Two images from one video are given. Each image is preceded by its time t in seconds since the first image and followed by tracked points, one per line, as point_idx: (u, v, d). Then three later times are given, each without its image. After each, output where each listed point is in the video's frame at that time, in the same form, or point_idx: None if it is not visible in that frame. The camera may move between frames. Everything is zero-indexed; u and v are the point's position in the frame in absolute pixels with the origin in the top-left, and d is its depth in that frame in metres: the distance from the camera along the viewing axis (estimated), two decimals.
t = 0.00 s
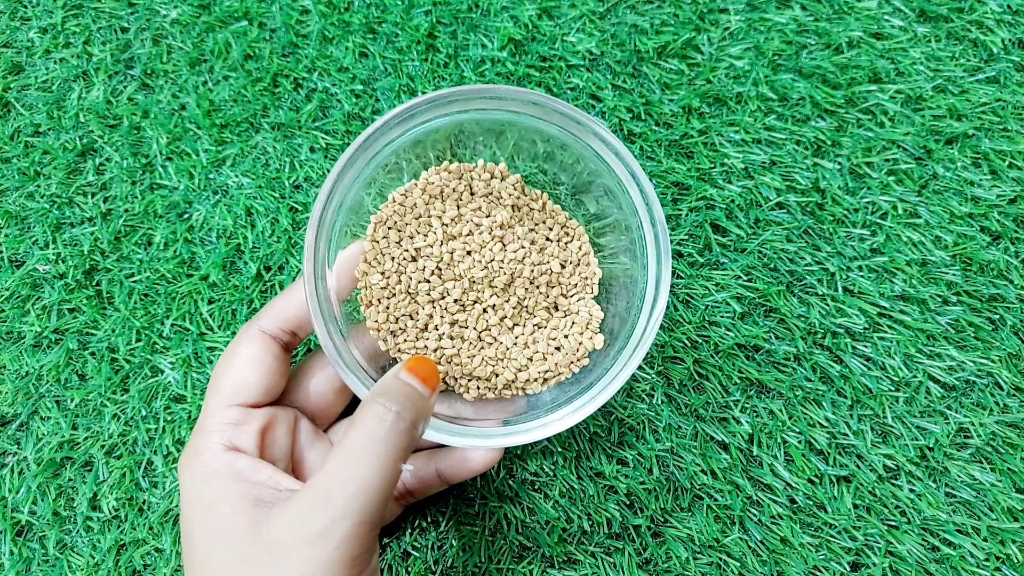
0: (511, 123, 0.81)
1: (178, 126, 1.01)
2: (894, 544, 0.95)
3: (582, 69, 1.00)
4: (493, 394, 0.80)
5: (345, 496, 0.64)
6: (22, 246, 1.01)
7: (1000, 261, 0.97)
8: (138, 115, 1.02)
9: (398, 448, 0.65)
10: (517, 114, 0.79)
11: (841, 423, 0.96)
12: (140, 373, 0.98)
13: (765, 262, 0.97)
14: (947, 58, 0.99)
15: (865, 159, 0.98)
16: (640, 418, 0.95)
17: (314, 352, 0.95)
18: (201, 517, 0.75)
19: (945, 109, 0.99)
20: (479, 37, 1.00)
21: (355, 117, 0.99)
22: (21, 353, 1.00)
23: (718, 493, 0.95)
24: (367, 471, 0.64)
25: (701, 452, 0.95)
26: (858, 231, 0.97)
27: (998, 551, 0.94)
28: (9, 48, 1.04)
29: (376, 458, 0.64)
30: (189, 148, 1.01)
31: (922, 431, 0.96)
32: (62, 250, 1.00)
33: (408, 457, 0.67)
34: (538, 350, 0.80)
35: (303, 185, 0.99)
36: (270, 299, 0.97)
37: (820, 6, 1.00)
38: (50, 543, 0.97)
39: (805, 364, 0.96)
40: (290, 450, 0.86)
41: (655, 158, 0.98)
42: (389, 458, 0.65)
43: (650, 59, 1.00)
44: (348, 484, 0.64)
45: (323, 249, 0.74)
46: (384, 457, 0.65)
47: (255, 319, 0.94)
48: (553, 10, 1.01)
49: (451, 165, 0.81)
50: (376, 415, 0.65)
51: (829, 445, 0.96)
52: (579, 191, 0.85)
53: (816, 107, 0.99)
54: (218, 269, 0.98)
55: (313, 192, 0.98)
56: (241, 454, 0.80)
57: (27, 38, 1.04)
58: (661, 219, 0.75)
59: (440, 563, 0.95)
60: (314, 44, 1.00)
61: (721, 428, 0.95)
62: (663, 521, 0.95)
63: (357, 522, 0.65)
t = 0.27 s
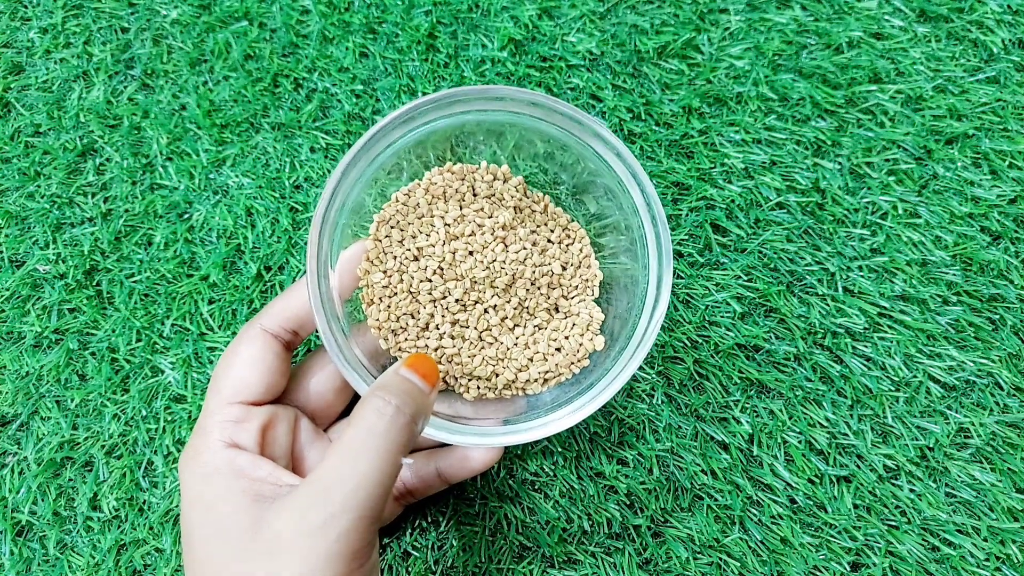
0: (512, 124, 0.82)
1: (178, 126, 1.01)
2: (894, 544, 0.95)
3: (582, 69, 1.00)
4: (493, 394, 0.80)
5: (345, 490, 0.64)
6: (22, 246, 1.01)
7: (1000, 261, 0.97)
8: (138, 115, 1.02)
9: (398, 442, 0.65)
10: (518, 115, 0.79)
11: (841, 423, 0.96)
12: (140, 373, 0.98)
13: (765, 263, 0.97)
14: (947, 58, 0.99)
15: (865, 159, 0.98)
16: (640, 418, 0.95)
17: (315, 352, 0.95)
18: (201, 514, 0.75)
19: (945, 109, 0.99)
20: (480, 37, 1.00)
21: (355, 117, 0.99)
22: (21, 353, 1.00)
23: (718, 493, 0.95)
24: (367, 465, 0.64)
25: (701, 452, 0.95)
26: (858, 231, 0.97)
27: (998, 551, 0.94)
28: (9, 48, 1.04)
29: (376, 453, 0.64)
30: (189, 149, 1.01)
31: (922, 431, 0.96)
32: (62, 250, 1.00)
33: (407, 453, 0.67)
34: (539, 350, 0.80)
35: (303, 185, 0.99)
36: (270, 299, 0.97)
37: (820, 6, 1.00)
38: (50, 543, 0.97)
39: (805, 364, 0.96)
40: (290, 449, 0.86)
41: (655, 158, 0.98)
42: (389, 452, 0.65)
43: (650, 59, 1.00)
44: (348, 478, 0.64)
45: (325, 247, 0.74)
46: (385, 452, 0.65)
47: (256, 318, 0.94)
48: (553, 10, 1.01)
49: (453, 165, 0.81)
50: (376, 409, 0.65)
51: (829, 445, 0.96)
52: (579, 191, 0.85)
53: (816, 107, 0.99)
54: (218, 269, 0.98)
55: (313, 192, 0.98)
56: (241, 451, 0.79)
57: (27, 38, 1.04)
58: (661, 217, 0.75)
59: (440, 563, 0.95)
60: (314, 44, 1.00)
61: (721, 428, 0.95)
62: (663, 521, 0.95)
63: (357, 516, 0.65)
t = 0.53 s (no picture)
0: (512, 125, 0.82)
1: (178, 126, 1.01)
2: (894, 544, 0.95)
3: (582, 68, 1.00)
4: (492, 394, 0.80)
5: (344, 485, 0.64)
6: (22, 246, 1.01)
7: (1000, 261, 0.97)
8: (138, 115, 1.02)
9: (398, 437, 0.65)
10: (518, 115, 0.80)
11: (841, 423, 0.96)
12: (140, 373, 0.98)
13: (765, 263, 0.97)
14: (947, 58, 0.99)
15: (865, 159, 0.98)
16: (640, 418, 0.95)
17: (314, 351, 0.95)
18: (201, 512, 0.75)
19: (945, 109, 0.99)
20: (480, 37, 1.00)
21: (355, 117, 0.99)
22: (21, 353, 1.00)
23: (718, 493, 0.95)
24: (367, 460, 0.64)
25: (701, 452, 0.95)
26: (858, 231, 0.97)
27: (998, 551, 0.94)
28: (9, 48, 1.04)
29: (375, 447, 0.64)
30: (189, 148, 1.01)
31: (922, 431, 0.96)
32: (62, 250, 1.00)
33: (407, 448, 0.67)
34: (539, 350, 0.80)
35: (303, 185, 0.99)
36: (270, 299, 0.97)
37: (820, 6, 1.00)
38: (50, 543, 0.97)
39: (805, 364, 0.96)
40: (291, 447, 0.86)
41: (655, 158, 0.98)
42: (389, 447, 0.65)
43: (650, 59, 1.00)
44: (347, 473, 0.64)
45: (326, 246, 0.74)
46: (384, 446, 0.65)
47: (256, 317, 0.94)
48: (553, 10, 1.01)
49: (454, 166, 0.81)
50: (376, 404, 0.65)
51: (829, 445, 0.96)
52: (580, 191, 0.85)
53: (816, 107, 0.99)
54: (218, 269, 0.98)
55: (313, 192, 0.98)
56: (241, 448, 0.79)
57: (27, 38, 1.04)
58: (660, 217, 0.75)
59: (440, 563, 0.95)
60: (314, 44, 1.00)
61: (721, 428, 0.95)
62: (663, 521, 0.95)
63: (357, 511, 0.65)
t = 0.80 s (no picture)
0: (511, 125, 0.82)
1: (178, 126, 1.01)
2: (894, 544, 0.95)
3: (582, 69, 1.00)
4: (492, 394, 0.80)
5: (345, 482, 0.65)
6: (22, 246, 1.01)
7: (1000, 261, 0.97)
8: (138, 115, 1.02)
9: (397, 435, 0.65)
10: (518, 115, 0.80)
11: (841, 423, 0.96)
12: (140, 373, 0.98)
13: (765, 263, 0.97)
14: (947, 58, 0.99)
15: (865, 159, 0.98)
16: (640, 418, 0.95)
17: (314, 351, 0.95)
18: (201, 512, 0.75)
19: (945, 109, 0.99)
20: (480, 37, 1.00)
21: (355, 117, 0.99)
22: (21, 353, 1.00)
23: (718, 493, 0.95)
24: (367, 457, 0.64)
25: (701, 452, 0.95)
26: (858, 231, 0.97)
27: (998, 551, 0.94)
28: (9, 48, 1.04)
29: (376, 445, 0.64)
30: (189, 148, 1.01)
31: (922, 431, 0.96)
32: (62, 250, 1.00)
33: (406, 446, 0.67)
34: (538, 351, 0.80)
35: (303, 185, 0.99)
36: (270, 299, 0.97)
37: (820, 6, 1.00)
38: (50, 543, 0.97)
39: (805, 364, 0.96)
40: (291, 447, 0.86)
41: (655, 158, 0.98)
42: (389, 445, 0.65)
43: (650, 59, 1.00)
44: (347, 470, 0.65)
45: (325, 246, 0.74)
46: (384, 444, 0.65)
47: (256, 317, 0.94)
48: (553, 10, 1.01)
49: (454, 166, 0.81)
50: (375, 403, 0.65)
51: (829, 445, 0.96)
52: (579, 192, 0.85)
53: (816, 107, 0.99)
54: (218, 269, 0.98)
55: (313, 192, 0.98)
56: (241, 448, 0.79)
57: (27, 38, 1.04)
58: (660, 217, 0.75)
59: (440, 563, 0.95)
60: (314, 44, 1.00)
61: (722, 428, 0.95)
62: (663, 521, 0.95)
63: (356, 509, 0.65)
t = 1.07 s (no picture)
0: (511, 125, 0.82)
1: (178, 126, 1.01)
2: (894, 544, 0.95)
3: (582, 68, 1.00)
4: (491, 394, 0.80)
5: (344, 479, 0.64)
6: (22, 246, 1.01)
7: (1000, 261, 0.97)
8: (138, 115, 1.02)
9: (396, 432, 0.65)
10: (518, 115, 0.80)
11: (841, 424, 0.96)
12: (140, 373, 0.98)
13: (765, 263, 0.97)
14: (947, 58, 0.99)
15: (866, 159, 0.98)
16: (640, 418, 0.95)
17: (315, 352, 0.96)
18: (201, 511, 0.75)
19: (945, 109, 0.99)
20: (480, 37, 1.00)
21: (355, 117, 0.99)
22: (21, 353, 1.00)
23: (718, 493, 0.95)
24: (367, 454, 0.64)
25: (701, 452, 0.95)
26: (858, 232, 0.97)
27: (998, 552, 0.94)
28: (9, 48, 1.04)
29: (376, 442, 0.64)
30: (189, 149, 1.01)
31: (922, 431, 0.96)
32: (62, 250, 1.00)
33: (406, 443, 0.67)
34: (538, 351, 0.80)
35: (303, 185, 0.99)
36: (270, 299, 0.97)
37: (820, 6, 1.00)
38: (50, 543, 0.97)
39: (805, 364, 0.96)
40: (291, 446, 0.86)
41: (655, 158, 0.98)
42: (389, 442, 0.65)
43: (650, 59, 1.00)
44: (346, 468, 0.64)
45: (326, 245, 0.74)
46: (384, 441, 0.65)
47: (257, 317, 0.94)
48: (553, 10, 1.01)
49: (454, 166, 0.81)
50: (374, 400, 0.65)
51: (829, 445, 0.96)
52: (579, 192, 0.85)
53: (816, 107, 0.99)
54: (218, 269, 0.98)
55: (313, 192, 0.98)
56: (241, 446, 0.79)
57: (27, 38, 1.04)
58: (660, 216, 0.75)
59: (440, 563, 0.95)
60: (314, 45, 1.00)
61: (722, 429, 0.95)
62: (663, 521, 0.95)
63: (356, 505, 0.65)
